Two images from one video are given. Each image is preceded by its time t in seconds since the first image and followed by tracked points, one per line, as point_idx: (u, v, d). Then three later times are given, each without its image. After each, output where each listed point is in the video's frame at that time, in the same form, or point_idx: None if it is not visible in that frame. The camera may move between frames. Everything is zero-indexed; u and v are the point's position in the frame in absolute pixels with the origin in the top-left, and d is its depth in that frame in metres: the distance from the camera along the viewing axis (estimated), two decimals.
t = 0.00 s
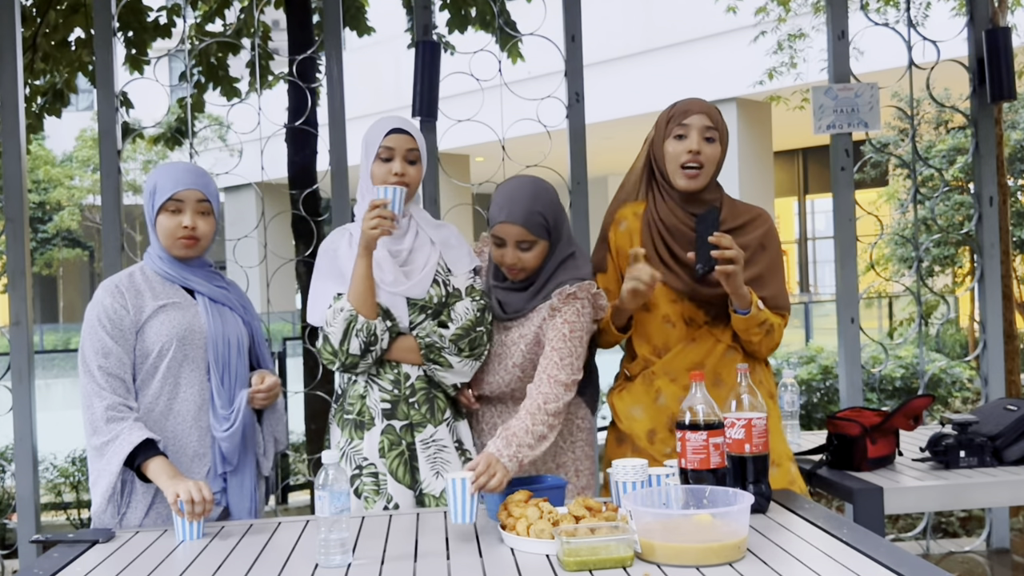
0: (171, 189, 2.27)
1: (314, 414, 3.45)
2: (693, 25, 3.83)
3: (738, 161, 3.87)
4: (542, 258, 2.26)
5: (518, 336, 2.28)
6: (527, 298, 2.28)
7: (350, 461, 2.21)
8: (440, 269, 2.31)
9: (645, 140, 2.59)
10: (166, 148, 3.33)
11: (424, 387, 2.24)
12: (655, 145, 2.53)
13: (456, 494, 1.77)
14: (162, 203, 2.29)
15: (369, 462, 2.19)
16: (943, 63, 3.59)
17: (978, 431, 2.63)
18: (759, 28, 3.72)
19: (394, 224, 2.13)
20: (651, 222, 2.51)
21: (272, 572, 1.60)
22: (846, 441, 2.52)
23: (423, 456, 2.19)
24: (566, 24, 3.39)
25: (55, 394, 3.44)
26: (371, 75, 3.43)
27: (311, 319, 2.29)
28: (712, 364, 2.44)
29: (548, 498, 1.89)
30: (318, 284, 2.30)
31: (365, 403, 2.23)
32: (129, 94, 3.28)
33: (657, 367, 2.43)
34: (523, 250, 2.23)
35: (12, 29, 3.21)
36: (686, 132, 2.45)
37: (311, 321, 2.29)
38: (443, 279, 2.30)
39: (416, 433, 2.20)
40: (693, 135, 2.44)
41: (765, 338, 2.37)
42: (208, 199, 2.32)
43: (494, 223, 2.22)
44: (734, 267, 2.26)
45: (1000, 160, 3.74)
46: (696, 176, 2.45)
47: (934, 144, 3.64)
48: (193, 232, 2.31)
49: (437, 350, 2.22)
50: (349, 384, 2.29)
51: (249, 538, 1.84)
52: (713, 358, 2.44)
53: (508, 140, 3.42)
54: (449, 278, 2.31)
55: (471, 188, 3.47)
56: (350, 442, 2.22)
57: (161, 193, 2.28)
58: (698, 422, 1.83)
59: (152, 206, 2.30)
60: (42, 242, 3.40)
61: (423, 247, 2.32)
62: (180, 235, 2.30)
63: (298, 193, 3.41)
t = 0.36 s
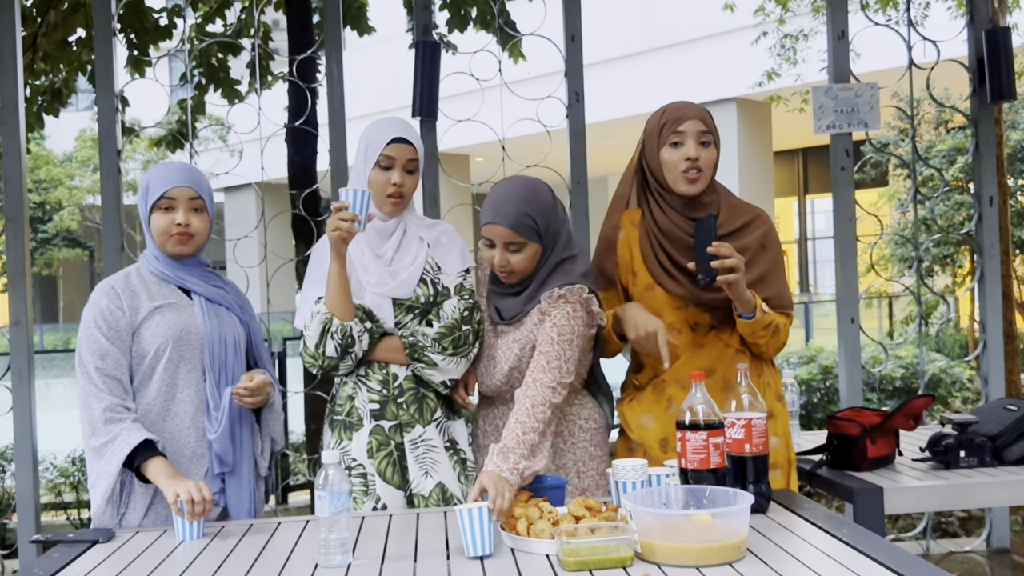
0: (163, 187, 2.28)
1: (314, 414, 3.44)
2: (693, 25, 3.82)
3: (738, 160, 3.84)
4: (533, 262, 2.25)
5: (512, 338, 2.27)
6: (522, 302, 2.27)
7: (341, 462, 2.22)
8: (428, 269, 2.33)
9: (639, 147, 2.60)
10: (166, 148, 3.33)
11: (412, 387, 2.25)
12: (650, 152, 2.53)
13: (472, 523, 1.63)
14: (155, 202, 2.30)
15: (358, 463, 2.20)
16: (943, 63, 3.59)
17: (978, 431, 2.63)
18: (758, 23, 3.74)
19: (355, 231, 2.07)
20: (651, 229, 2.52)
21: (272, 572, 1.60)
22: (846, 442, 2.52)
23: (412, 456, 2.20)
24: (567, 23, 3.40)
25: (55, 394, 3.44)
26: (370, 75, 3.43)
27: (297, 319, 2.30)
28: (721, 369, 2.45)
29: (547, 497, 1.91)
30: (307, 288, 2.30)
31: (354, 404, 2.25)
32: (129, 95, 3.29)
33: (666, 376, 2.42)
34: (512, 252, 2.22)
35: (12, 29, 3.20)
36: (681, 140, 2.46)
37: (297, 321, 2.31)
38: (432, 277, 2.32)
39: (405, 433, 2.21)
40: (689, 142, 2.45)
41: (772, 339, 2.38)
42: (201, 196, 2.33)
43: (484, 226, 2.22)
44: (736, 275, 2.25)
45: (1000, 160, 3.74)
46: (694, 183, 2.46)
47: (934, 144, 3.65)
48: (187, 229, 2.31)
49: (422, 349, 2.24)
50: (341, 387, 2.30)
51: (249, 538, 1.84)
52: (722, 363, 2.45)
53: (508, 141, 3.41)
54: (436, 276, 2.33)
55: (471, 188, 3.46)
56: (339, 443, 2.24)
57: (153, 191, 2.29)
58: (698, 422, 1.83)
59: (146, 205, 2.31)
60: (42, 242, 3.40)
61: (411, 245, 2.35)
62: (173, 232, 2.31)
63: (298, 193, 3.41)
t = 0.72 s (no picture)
0: (162, 188, 2.28)
1: (314, 414, 3.44)
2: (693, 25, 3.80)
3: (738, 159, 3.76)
4: (530, 261, 2.26)
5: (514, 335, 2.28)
6: (522, 302, 2.27)
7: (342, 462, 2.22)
8: (426, 268, 2.34)
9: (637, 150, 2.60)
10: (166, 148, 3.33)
11: (413, 386, 2.25)
12: (647, 154, 2.54)
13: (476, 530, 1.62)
14: (155, 203, 2.30)
15: (359, 463, 2.20)
16: (943, 63, 3.59)
17: (978, 431, 2.63)
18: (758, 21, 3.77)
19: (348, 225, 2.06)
20: (652, 232, 2.53)
21: (272, 572, 1.60)
22: (846, 441, 2.52)
23: (412, 456, 2.20)
24: (567, 23, 3.42)
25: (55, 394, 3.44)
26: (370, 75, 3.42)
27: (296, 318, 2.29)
28: (726, 368, 2.43)
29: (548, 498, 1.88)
30: (306, 288, 2.30)
31: (355, 404, 2.25)
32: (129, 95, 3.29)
33: (672, 376, 2.41)
34: (509, 251, 2.24)
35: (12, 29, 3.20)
36: (678, 140, 2.46)
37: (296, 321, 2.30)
38: (431, 276, 2.34)
39: (406, 433, 2.21)
40: (686, 142, 2.45)
41: (774, 339, 2.38)
42: (201, 196, 2.34)
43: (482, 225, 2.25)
44: (739, 275, 2.26)
45: (1000, 161, 3.74)
46: (692, 183, 2.46)
47: (934, 144, 3.65)
48: (188, 230, 2.31)
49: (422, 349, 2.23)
50: (342, 386, 2.30)
51: (249, 538, 1.84)
52: (728, 362, 2.44)
53: (508, 141, 3.41)
54: (435, 276, 2.35)
55: (471, 188, 3.45)
56: (341, 443, 2.24)
57: (153, 193, 2.29)
58: (698, 422, 1.83)
59: (145, 208, 2.31)
60: (42, 242, 3.40)
61: (410, 245, 2.37)
62: (174, 233, 2.31)
63: (298, 193, 3.41)
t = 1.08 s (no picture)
0: (160, 187, 2.28)
1: (314, 414, 3.44)
2: (697, 26, 3.85)
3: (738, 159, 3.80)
4: (533, 245, 2.40)
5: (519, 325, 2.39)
6: (527, 288, 2.39)
7: (344, 463, 2.21)
8: (428, 270, 2.34)
9: (641, 149, 2.60)
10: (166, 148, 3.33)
11: (416, 386, 2.26)
12: (651, 154, 2.54)
13: (477, 530, 1.61)
14: (153, 203, 2.29)
15: (362, 464, 2.20)
16: (943, 63, 3.60)
17: (978, 431, 2.63)
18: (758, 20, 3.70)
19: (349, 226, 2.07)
20: (656, 232, 2.53)
21: (272, 572, 1.60)
22: (846, 441, 2.52)
23: (414, 456, 2.20)
24: (566, 24, 3.41)
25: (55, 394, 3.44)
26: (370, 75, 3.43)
27: (296, 324, 2.27)
28: (726, 368, 2.40)
29: (548, 497, 1.88)
30: (306, 289, 2.29)
31: (356, 405, 2.24)
32: (129, 95, 3.29)
33: (672, 376, 2.41)
34: (514, 231, 2.36)
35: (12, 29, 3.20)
36: (681, 140, 2.46)
37: (297, 326, 2.27)
38: (433, 278, 2.34)
39: (409, 433, 2.21)
40: (688, 143, 2.45)
41: (775, 340, 2.38)
42: (198, 194, 2.34)
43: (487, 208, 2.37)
44: (741, 275, 2.27)
45: (1000, 161, 3.74)
46: (696, 183, 2.46)
47: (934, 144, 3.65)
48: (187, 229, 2.31)
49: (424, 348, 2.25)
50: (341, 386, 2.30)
51: (249, 538, 1.84)
52: (727, 362, 2.40)
53: (508, 140, 3.41)
54: (437, 277, 2.35)
55: (471, 188, 3.45)
56: (342, 444, 2.22)
57: (150, 193, 2.29)
58: (698, 422, 1.82)
59: (143, 208, 2.31)
60: (42, 242, 3.40)
61: (412, 247, 2.37)
62: (174, 232, 2.31)
63: (298, 193, 3.41)
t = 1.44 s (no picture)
0: (157, 185, 2.28)
1: (314, 413, 3.44)
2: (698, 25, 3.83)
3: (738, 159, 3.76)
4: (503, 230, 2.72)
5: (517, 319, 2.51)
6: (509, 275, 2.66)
7: (347, 465, 2.21)
8: (431, 273, 2.35)
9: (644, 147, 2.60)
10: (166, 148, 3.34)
11: (418, 388, 2.26)
12: (652, 155, 2.54)
13: (477, 530, 1.61)
14: (151, 200, 2.29)
15: (366, 466, 2.20)
16: (943, 63, 3.60)
17: (978, 431, 2.63)
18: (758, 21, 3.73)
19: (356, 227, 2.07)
20: (655, 232, 2.53)
21: (272, 572, 1.60)
22: (846, 441, 2.52)
23: (417, 457, 2.21)
24: (566, 24, 3.42)
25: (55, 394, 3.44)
26: (371, 75, 3.43)
27: (296, 328, 2.25)
28: (721, 369, 2.40)
29: (548, 497, 1.88)
30: (303, 292, 2.27)
31: (359, 406, 2.24)
32: (129, 95, 3.30)
33: (668, 377, 2.40)
34: (487, 215, 2.70)
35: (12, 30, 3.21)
36: (683, 141, 2.46)
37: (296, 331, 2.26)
38: (435, 281, 2.34)
39: (411, 435, 2.22)
40: (690, 144, 2.45)
41: (772, 343, 2.38)
42: (196, 192, 2.34)
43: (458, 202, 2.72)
44: (737, 277, 2.26)
45: (1000, 161, 3.73)
46: (694, 185, 2.47)
47: (934, 144, 3.65)
48: (185, 226, 2.31)
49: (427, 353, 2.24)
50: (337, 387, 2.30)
51: (249, 538, 1.84)
52: (723, 364, 2.41)
53: (508, 141, 3.41)
54: (438, 280, 2.35)
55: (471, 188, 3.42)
56: (346, 446, 2.22)
57: (148, 190, 2.29)
58: (698, 422, 1.82)
59: (140, 205, 2.31)
60: (42, 242, 3.39)
61: (414, 250, 2.37)
62: (172, 229, 2.31)
63: (298, 193, 3.41)
